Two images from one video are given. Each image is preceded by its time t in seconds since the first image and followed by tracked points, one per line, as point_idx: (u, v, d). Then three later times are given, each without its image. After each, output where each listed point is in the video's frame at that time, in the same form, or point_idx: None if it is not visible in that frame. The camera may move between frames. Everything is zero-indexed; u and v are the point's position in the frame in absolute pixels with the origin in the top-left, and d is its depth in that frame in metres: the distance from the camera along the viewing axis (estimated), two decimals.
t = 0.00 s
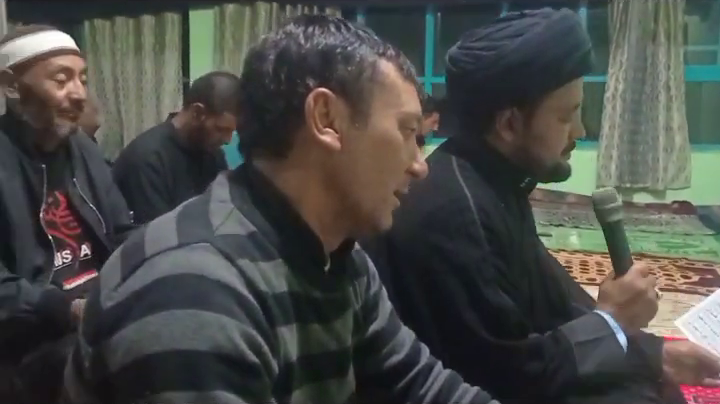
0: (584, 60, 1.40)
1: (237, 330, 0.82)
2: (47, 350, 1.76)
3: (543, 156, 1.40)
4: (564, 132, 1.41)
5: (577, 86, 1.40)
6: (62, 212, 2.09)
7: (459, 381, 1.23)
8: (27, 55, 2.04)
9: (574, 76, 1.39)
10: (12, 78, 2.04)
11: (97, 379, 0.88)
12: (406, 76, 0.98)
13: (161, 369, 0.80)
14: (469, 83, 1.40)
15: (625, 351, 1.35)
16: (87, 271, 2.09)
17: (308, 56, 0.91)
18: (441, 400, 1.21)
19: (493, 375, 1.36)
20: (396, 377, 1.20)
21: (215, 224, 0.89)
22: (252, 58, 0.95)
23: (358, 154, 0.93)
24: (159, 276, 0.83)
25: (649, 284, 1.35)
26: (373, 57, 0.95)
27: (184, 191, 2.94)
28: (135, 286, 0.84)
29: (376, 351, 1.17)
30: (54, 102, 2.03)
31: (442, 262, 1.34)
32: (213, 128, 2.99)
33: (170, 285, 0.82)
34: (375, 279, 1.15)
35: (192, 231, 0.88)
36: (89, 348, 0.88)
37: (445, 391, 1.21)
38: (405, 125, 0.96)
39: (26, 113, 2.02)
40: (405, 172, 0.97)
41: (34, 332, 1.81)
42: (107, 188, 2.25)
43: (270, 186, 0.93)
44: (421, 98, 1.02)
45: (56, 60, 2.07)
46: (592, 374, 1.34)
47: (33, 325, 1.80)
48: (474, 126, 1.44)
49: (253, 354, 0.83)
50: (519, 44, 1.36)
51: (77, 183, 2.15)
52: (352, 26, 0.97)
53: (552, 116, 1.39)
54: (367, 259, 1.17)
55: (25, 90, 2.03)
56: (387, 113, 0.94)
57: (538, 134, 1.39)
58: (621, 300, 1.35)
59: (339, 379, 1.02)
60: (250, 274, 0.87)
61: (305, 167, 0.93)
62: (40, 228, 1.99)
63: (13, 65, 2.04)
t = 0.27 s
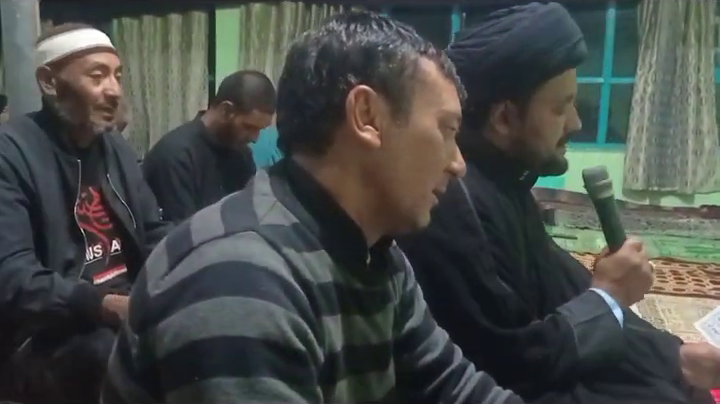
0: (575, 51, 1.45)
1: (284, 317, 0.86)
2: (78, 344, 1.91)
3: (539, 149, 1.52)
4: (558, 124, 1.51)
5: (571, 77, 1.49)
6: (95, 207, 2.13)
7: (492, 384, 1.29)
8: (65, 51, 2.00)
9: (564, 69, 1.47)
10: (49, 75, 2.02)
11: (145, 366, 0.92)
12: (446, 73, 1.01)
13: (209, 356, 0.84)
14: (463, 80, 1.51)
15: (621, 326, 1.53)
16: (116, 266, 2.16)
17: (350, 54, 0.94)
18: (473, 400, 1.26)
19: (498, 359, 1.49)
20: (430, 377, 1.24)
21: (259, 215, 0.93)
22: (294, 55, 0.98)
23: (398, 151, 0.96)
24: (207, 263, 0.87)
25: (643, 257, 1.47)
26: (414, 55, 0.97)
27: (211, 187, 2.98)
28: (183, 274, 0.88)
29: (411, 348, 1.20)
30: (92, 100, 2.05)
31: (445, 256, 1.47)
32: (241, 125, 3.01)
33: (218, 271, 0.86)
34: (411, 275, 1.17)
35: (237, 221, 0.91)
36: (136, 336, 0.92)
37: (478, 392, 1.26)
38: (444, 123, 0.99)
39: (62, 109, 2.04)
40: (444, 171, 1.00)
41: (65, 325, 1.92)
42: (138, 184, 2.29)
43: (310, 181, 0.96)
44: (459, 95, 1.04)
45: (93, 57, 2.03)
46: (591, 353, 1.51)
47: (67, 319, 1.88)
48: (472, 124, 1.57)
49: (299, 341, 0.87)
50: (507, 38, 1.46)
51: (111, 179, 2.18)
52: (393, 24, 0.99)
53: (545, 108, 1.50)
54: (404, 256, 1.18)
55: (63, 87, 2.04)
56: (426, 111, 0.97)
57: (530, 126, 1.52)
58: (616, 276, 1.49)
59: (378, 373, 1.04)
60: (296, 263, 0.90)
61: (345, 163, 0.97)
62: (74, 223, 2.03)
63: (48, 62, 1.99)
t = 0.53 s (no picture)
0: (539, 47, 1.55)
1: (313, 326, 0.85)
2: (96, 341, 1.92)
3: (514, 145, 1.55)
4: (532, 118, 1.55)
5: (538, 73, 1.55)
6: (112, 205, 2.13)
7: (510, 392, 1.29)
8: (81, 51, 2.09)
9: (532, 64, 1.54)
10: (67, 75, 2.10)
11: (172, 369, 0.92)
12: (476, 81, 1.01)
13: (239, 365, 0.83)
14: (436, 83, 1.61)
15: (605, 307, 1.55)
16: (132, 263, 2.17)
17: (382, 59, 0.94)
18: None
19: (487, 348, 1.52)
20: (450, 383, 1.23)
21: (288, 221, 0.92)
22: (324, 60, 0.98)
23: (429, 157, 0.96)
24: (237, 270, 0.86)
25: (620, 239, 1.55)
26: (446, 62, 0.98)
27: (228, 188, 2.98)
28: (213, 279, 0.87)
29: (433, 355, 1.20)
30: (106, 98, 2.08)
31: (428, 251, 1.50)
32: (258, 126, 3.01)
33: (248, 278, 0.85)
34: (433, 282, 1.16)
35: (266, 227, 0.91)
36: (164, 339, 0.92)
37: (498, 398, 1.26)
38: (475, 130, 0.99)
39: (79, 108, 2.07)
40: (473, 177, 1.00)
41: (85, 322, 1.92)
42: (154, 182, 2.32)
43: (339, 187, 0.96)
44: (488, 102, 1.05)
45: (108, 57, 2.11)
46: (578, 337, 1.51)
47: (85, 318, 1.89)
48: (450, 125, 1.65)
49: (327, 351, 0.87)
50: (472, 39, 1.56)
51: (128, 177, 2.20)
52: (424, 30, 1.00)
53: (517, 104, 1.54)
54: (426, 264, 1.17)
55: (78, 85, 2.08)
56: (458, 117, 0.97)
57: (504, 122, 1.54)
58: (598, 258, 1.54)
59: (402, 381, 1.05)
60: (324, 271, 0.90)
61: (375, 169, 0.96)
62: (91, 219, 2.04)
63: (67, 62, 2.10)
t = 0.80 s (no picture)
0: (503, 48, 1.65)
1: (328, 334, 0.85)
2: (105, 342, 1.91)
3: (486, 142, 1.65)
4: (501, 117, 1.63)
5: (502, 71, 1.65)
6: (122, 206, 2.14)
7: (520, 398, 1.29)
8: (94, 53, 2.11)
9: (497, 64, 1.64)
10: (78, 76, 2.11)
11: (185, 373, 0.92)
12: (495, 88, 1.01)
13: (251, 372, 0.82)
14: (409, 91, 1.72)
15: (588, 301, 1.58)
16: (142, 264, 2.18)
17: (400, 65, 0.94)
18: None
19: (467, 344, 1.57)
20: (461, 389, 1.23)
21: (302, 226, 0.92)
22: (341, 64, 0.98)
23: (447, 163, 0.96)
24: (252, 276, 0.86)
25: (600, 232, 1.59)
26: (465, 68, 0.97)
27: (237, 189, 2.98)
28: (228, 285, 0.87)
29: (444, 361, 1.19)
30: (118, 100, 2.09)
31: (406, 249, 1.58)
32: (268, 128, 3.01)
33: (263, 285, 0.85)
34: (445, 288, 1.15)
35: (282, 233, 0.90)
36: (177, 343, 0.92)
37: None
38: (492, 137, 0.99)
39: (90, 109, 2.08)
40: (489, 184, 1.00)
41: (95, 322, 1.92)
42: (165, 182, 2.33)
43: (355, 192, 0.96)
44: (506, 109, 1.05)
45: (120, 59, 2.12)
46: (559, 332, 1.53)
47: (94, 317, 1.88)
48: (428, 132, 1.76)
49: (340, 358, 0.86)
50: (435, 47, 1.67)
51: (138, 179, 2.21)
52: (443, 36, 0.99)
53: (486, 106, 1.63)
54: (439, 270, 1.16)
55: (89, 87, 2.09)
56: (476, 124, 0.97)
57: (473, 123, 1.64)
58: (577, 252, 1.58)
59: (413, 388, 1.04)
60: (339, 278, 0.89)
61: (391, 175, 0.96)
62: (101, 220, 2.05)
63: (79, 63, 2.11)
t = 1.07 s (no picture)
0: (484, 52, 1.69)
1: (326, 343, 0.85)
2: (108, 347, 1.92)
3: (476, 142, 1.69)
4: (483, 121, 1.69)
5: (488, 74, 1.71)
6: (126, 211, 2.15)
7: None
8: (102, 58, 2.12)
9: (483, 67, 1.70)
10: (86, 82, 2.13)
11: (185, 381, 0.92)
12: (495, 95, 1.01)
13: (250, 380, 0.83)
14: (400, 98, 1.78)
15: (577, 303, 1.58)
16: (145, 270, 2.19)
17: (400, 72, 0.94)
18: None
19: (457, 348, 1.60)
20: (463, 395, 1.23)
21: (301, 233, 0.92)
22: (342, 72, 0.99)
23: (447, 170, 0.96)
24: (251, 283, 0.86)
25: (589, 234, 1.57)
26: (465, 75, 0.98)
27: (240, 194, 2.99)
28: (227, 292, 0.87)
29: (446, 368, 1.19)
30: (124, 105, 2.10)
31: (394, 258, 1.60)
32: (270, 133, 3.02)
33: (262, 293, 0.85)
34: (446, 294, 1.15)
35: (281, 240, 0.91)
36: (176, 350, 0.92)
37: None
38: (492, 144, 0.99)
39: (96, 114, 2.09)
40: (489, 191, 1.00)
41: (98, 328, 1.93)
42: (169, 187, 2.34)
43: (356, 199, 0.97)
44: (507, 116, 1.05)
45: (128, 65, 2.14)
46: (547, 337, 1.55)
47: (98, 321, 1.89)
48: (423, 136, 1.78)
49: (339, 367, 0.86)
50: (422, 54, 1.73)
51: (142, 184, 2.22)
52: (444, 43, 1.00)
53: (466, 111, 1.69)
54: (440, 276, 1.17)
55: (96, 92, 2.10)
56: (476, 131, 0.97)
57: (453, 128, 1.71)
58: (567, 255, 1.56)
59: (412, 395, 1.04)
60: (338, 286, 0.90)
61: (391, 182, 0.97)
62: (105, 224, 2.06)
63: (87, 69, 2.12)
